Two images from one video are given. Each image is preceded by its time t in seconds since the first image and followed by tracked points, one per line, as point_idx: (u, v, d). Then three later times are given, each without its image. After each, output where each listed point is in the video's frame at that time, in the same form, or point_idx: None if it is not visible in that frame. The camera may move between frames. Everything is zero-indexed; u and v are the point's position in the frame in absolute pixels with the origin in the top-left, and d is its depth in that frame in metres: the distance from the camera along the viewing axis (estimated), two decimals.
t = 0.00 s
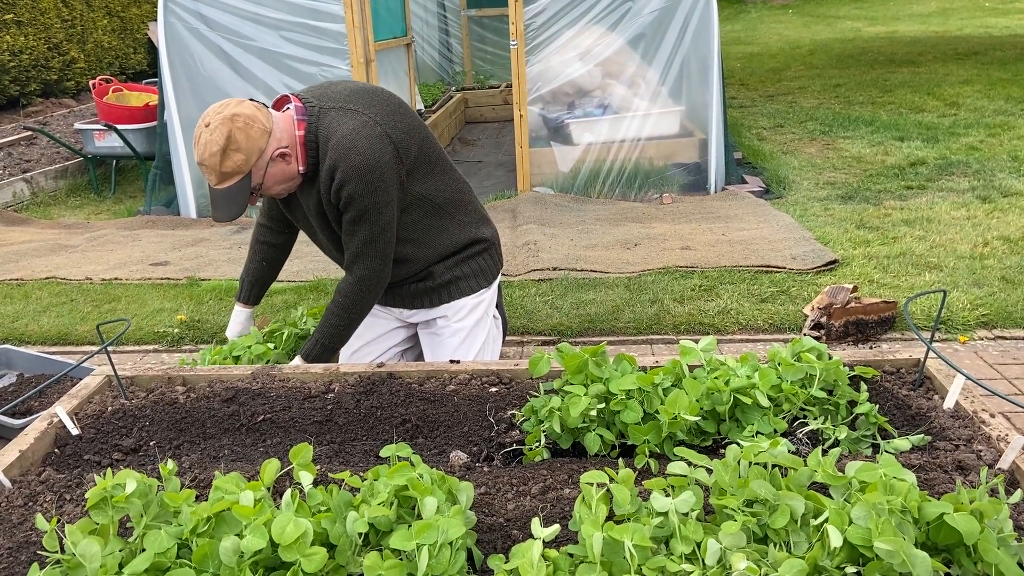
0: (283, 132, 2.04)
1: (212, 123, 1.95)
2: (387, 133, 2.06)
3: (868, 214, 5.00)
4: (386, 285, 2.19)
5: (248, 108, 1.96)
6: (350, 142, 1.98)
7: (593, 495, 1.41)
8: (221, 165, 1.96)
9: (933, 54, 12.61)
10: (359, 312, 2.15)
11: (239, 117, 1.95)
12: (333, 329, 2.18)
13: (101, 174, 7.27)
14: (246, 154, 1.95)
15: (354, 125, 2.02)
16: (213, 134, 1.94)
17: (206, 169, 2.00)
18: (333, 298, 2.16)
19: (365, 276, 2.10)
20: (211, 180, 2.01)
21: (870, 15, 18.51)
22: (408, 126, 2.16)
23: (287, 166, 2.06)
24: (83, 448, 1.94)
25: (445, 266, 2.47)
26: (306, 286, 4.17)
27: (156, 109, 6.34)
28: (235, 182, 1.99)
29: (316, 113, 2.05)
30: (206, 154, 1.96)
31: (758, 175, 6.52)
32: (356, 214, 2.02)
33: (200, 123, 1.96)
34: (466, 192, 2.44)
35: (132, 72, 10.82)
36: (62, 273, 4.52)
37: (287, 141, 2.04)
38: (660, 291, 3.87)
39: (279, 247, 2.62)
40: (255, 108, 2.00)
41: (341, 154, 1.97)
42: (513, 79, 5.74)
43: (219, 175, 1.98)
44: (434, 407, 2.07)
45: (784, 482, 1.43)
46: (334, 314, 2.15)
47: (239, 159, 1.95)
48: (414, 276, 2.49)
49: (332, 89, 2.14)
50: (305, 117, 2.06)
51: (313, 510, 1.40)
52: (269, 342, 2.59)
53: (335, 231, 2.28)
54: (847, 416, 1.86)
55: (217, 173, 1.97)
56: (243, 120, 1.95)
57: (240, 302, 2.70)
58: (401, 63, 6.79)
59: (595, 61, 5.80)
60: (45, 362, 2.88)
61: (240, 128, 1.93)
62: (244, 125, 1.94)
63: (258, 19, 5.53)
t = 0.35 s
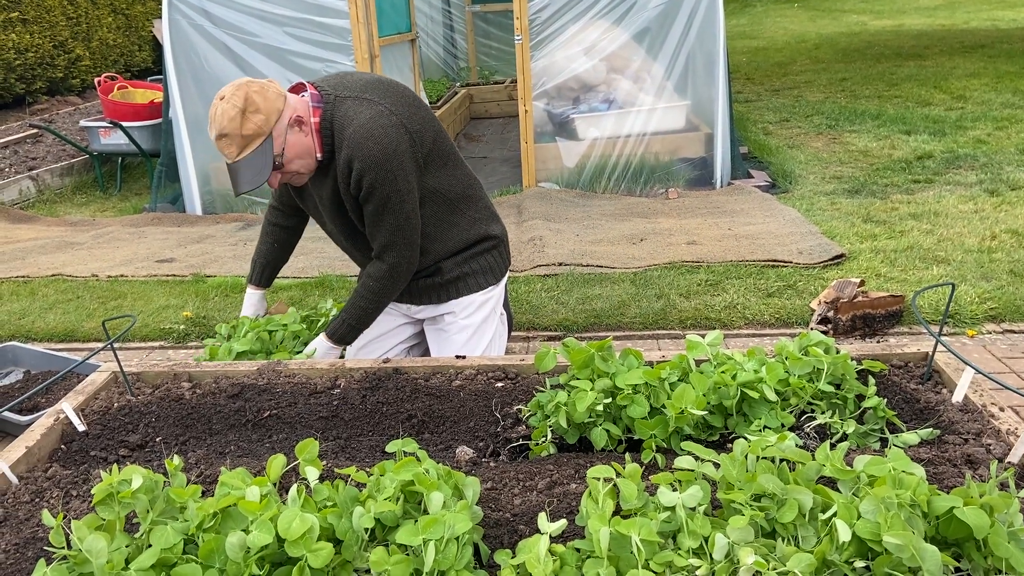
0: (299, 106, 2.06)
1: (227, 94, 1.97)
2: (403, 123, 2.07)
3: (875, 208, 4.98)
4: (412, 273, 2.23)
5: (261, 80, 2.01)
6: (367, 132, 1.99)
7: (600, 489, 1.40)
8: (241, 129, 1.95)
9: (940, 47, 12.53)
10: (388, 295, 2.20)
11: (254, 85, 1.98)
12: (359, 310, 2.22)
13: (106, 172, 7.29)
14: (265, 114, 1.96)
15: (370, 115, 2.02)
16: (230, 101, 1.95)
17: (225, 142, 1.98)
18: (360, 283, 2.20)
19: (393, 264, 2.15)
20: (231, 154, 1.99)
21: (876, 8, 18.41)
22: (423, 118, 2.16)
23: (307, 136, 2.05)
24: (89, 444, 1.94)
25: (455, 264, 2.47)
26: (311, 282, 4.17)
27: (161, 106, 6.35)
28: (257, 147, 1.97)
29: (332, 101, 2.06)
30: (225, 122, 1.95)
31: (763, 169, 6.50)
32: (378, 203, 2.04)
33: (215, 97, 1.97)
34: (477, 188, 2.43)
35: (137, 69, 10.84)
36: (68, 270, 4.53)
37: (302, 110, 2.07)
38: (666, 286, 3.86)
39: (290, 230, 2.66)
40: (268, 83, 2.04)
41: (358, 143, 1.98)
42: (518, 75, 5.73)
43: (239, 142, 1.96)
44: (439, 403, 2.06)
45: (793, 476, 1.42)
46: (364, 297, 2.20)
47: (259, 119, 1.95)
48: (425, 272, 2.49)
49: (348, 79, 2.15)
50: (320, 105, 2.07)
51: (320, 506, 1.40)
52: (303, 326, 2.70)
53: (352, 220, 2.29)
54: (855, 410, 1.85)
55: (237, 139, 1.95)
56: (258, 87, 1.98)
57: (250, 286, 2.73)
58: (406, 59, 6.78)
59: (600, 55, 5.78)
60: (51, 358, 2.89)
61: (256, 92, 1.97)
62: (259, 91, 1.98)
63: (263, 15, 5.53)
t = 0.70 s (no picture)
0: (313, 104, 2.00)
1: (241, 97, 1.91)
2: (419, 110, 2.04)
3: (885, 200, 4.92)
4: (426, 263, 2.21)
5: (276, 80, 1.93)
6: (384, 118, 1.96)
7: (610, 488, 1.37)
8: (253, 139, 1.92)
9: (949, 38, 12.42)
10: (401, 283, 2.17)
11: (268, 90, 1.91)
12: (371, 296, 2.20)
13: (112, 169, 7.29)
14: (277, 126, 1.91)
15: (387, 101, 1.99)
16: (243, 108, 1.90)
17: (236, 145, 1.96)
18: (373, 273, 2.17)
19: (407, 253, 2.12)
20: (243, 156, 1.98)
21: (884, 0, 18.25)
22: (438, 107, 2.14)
23: (319, 137, 2.03)
24: (93, 442, 1.92)
25: (464, 258, 2.44)
26: (317, 279, 4.15)
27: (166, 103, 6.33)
28: (268, 156, 1.95)
29: (347, 88, 2.03)
30: (237, 129, 1.92)
31: (772, 162, 6.44)
32: (394, 190, 2.02)
33: (228, 98, 1.92)
34: (488, 182, 2.41)
35: (143, 67, 10.84)
36: (74, 268, 4.52)
37: (315, 112, 2.01)
38: (674, 281, 3.82)
39: (292, 223, 2.63)
40: (283, 80, 1.96)
41: (375, 129, 1.96)
42: (523, 69, 5.69)
43: (251, 149, 1.94)
44: (446, 400, 2.04)
45: (808, 473, 1.38)
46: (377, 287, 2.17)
47: (271, 131, 1.91)
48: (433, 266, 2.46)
49: (363, 67, 2.13)
50: (336, 91, 2.05)
51: (324, 505, 1.38)
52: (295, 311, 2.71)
53: (364, 209, 2.27)
54: (870, 405, 1.82)
55: (249, 147, 1.93)
56: (272, 92, 1.91)
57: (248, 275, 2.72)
58: (411, 53, 6.74)
59: (605, 49, 5.73)
60: (56, 356, 2.87)
61: (270, 100, 1.90)
62: (273, 97, 1.91)
63: (267, 11, 5.49)
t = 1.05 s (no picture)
0: (325, 103, 1.97)
1: (254, 96, 1.88)
2: (433, 105, 2.01)
3: (898, 199, 4.86)
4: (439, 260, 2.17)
5: (290, 80, 1.89)
6: (398, 113, 1.93)
7: (630, 502, 1.33)
8: (265, 139, 1.89)
9: (959, 34, 12.31)
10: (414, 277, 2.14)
11: (281, 90, 1.87)
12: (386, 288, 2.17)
13: (120, 169, 7.27)
14: (289, 127, 1.89)
15: (401, 96, 1.97)
16: (255, 108, 1.86)
17: (248, 142, 1.94)
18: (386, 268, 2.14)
19: (420, 250, 2.09)
20: (254, 153, 1.96)
21: None
22: (452, 103, 2.11)
23: (331, 137, 2.00)
24: (102, 451, 1.89)
25: (475, 259, 2.40)
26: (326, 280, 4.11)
27: (173, 103, 6.31)
28: (279, 156, 1.93)
29: (362, 82, 2.01)
30: (249, 127, 1.89)
31: (782, 160, 6.38)
32: (407, 185, 1.99)
33: (241, 95, 1.88)
34: (501, 183, 2.37)
35: (151, 67, 10.82)
36: (82, 270, 4.50)
37: (328, 111, 1.98)
38: (686, 281, 3.78)
39: (295, 214, 2.59)
40: (297, 79, 1.92)
41: (389, 124, 1.93)
42: (530, 67, 5.65)
43: (263, 148, 1.92)
44: (458, 406, 2.00)
45: (834, 488, 1.34)
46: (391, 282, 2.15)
47: (283, 132, 1.89)
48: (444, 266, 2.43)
49: (378, 62, 2.11)
50: (351, 88, 2.01)
51: (337, 520, 1.34)
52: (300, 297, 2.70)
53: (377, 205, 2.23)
54: (893, 414, 1.77)
55: (260, 146, 1.91)
56: (285, 93, 1.87)
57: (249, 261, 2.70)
58: (418, 52, 6.71)
59: (613, 47, 5.68)
60: (66, 361, 2.85)
61: (283, 101, 1.86)
62: (287, 98, 1.88)
63: (274, 11, 5.46)
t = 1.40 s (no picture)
0: (348, 47, 1.95)
1: (280, 29, 1.85)
2: (453, 66, 1.98)
3: (914, 196, 4.80)
4: (462, 228, 2.13)
5: (316, 16, 1.88)
6: (419, 69, 1.91)
7: (656, 512, 1.28)
8: (289, 72, 1.84)
9: (971, 29, 12.18)
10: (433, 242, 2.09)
11: (308, 23, 1.86)
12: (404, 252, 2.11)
13: (127, 166, 7.25)
14: (315, 59, 1.85)
15: (421, 54, 1.95)
16: (281, 39, 1.83)
17: (269, 79, 1.87)
18: (405, 233, 2.09)
19: (443, 214, 2.04)
20: (273, 92, 1.89)
21: None
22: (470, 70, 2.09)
23: (353, 82, 1.96)
24: (112, 455, 1.86)
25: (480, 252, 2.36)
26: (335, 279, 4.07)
27: (180, 100, 6.28)
28: (301, 92, 1.86)
29: (383, 39, 2.00)
30: (273, 60, 1.84)
31: (794, 157, 6.31)
32: (428, 144, 1.95)
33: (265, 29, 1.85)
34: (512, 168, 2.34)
35: (157, 65, 10.80)
36: (89, 269, 4.48)
37: (352, 55, 1.95)
38: (701, 280, 3.73)
39: (292, 165, 2.53)
40: (322, 18, 1.91)
41: (408, 80, 1.91)
42: (540, 63, 5.59)
43: (285, 83, 1.86)
44: (474, 409, 1.96)
45: (869, 498, 1.29)
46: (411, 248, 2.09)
47: (309, 64, 1.84)
48: (449, 257, 2.38)
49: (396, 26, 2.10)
50: (371, 43, 2.01)
51: (354, 530, 1.30)
52: (295, 244, 2.42)
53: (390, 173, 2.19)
54: (923, 419, 1.72)
55: (284, 81, 1.84)
56: (312, 26, 1.86)
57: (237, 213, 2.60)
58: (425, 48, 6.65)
59: (624, 42, 5.63)
60: (73, 361, 2.82)
61: (310, 32, 1.84)
62: (314, 31, 1.85)
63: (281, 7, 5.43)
